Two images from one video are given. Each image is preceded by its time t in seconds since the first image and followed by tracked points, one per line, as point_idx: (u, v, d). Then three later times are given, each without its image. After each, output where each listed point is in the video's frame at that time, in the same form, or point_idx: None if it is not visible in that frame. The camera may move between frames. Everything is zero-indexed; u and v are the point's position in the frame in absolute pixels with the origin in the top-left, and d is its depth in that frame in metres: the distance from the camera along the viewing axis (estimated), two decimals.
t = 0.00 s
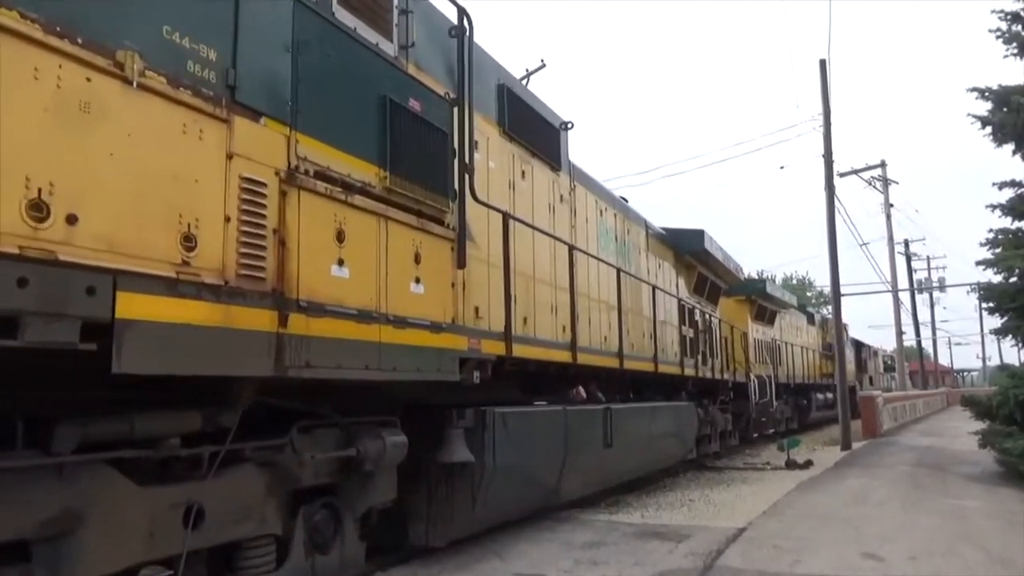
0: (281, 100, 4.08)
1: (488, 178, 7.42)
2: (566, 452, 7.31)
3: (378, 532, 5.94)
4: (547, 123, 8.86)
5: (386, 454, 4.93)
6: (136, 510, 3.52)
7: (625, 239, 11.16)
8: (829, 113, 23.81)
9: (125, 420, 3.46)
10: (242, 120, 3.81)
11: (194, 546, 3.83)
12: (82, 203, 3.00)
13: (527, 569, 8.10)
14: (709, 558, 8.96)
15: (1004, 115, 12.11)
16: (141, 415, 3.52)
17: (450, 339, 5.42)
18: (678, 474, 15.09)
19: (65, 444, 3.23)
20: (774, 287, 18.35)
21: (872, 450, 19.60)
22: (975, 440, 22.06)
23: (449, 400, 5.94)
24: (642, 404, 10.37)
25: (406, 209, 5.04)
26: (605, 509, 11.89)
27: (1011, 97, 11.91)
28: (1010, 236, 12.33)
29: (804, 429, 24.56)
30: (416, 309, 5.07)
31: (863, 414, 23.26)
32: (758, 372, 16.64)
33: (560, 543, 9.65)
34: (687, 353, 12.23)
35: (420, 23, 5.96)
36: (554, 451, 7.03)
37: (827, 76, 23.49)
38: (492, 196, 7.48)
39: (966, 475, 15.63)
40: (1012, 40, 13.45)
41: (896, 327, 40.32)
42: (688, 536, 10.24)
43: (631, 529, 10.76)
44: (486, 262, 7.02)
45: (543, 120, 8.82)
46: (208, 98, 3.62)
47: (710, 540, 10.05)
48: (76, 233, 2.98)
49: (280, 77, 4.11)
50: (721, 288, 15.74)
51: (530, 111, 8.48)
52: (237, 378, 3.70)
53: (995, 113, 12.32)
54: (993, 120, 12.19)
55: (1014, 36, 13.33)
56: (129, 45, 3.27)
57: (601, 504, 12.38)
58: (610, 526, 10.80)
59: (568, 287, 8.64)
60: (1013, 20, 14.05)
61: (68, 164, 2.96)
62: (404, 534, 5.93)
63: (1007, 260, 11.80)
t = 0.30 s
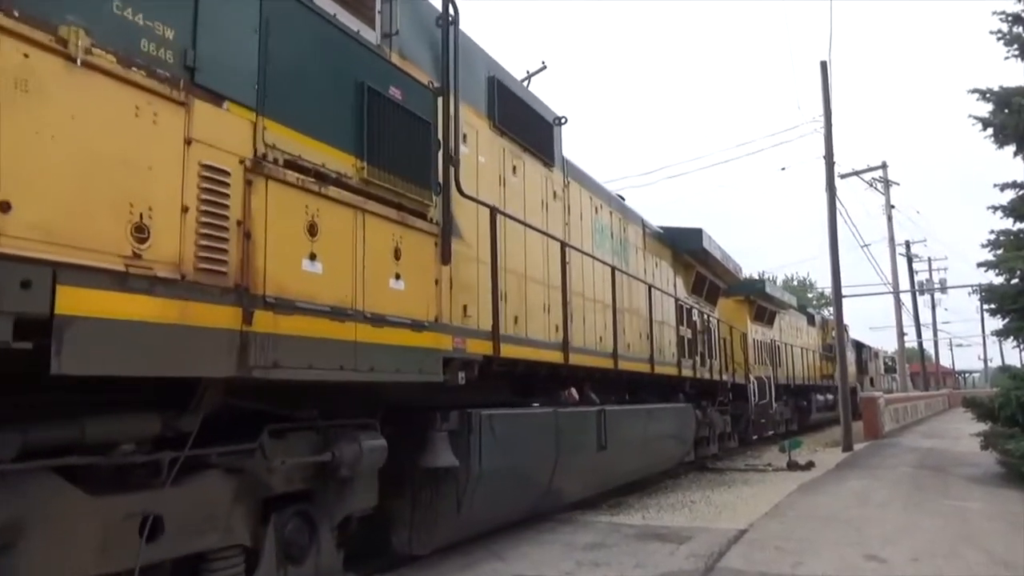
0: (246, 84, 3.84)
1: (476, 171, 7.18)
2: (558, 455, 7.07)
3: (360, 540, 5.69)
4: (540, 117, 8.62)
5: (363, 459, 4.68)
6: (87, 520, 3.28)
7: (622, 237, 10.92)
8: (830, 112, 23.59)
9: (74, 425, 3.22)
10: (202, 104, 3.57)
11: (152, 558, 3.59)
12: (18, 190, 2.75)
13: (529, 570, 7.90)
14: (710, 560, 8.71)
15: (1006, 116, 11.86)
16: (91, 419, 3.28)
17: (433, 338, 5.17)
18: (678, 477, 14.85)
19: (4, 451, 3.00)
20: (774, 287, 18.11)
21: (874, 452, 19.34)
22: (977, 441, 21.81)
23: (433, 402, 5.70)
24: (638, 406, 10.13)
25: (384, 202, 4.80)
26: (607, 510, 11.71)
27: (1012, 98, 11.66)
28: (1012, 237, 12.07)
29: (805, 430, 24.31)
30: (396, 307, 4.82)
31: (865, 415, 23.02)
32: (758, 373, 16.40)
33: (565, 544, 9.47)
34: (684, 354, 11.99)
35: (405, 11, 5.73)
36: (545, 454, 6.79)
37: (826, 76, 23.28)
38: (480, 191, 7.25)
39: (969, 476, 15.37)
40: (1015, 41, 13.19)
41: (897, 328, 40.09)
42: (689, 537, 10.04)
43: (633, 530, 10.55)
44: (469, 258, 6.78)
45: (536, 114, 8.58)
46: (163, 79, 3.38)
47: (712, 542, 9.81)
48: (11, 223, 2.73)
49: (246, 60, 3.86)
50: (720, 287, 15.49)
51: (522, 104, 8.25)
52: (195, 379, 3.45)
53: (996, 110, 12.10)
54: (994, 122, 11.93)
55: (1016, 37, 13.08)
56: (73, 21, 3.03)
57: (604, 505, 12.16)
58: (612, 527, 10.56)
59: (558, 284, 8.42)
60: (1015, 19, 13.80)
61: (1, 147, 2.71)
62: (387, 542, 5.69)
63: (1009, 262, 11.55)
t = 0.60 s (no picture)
0: (207, 64, 3.60)
1: (464, 164, 6.94)
2: (550, 457, 6.83)
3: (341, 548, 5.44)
4: (532, 109, 8.38)
5: (339, 463, 4.44)
6: (29, 532, 3.04)
7: (618, 233, 10.69)
8: (830, 110, 23.36)
9: (13, 433, 3.00)
10: (157, 84, 3.33)
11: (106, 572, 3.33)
12: None
13: (530, 570, 7.69)
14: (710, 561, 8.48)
15: (1008, 114, 11.62)
16: (34, 426, 3.06)
17: (415, 336, 4.93)
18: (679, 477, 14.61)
19: None
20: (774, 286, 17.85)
21: (876, 451, 19.09)
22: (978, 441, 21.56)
23: (417, 403, 5.45)
24: (634, 406, 9.88)
25: (361, 192, 4.55)
26: (609, 510, 11.50)
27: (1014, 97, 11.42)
28: (1013, 237, 11.84)
29: (806, 430, 24.05)
30: (374, 303, 4.58)
31: (867, 414, 22.76)
32: (757, 372, 16.15)
33: (569, 544, 9.29)
34: (682, 353, 11.74)
35: None
36: (536, 457, 6.55)
37: (827, 74, 23.02)
38: (469, 183, 7.00)
39: (971, 476, 15.12)
40: (1017, 40, 12.94)
41: (899, 327, 39.86)
42: (693, 536, 9.83)
43: (635, 530, 10.34)
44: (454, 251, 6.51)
45: (529, 106, 8.34)
46: (113, 56, 3.14)
47: (714, 543, 9.59)
48: None
49: (208, 39, 3.61)
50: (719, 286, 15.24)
51: (514, 96, 8.00)
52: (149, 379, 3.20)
53: (999, 107, 11.86)
54: (996, 121, 11.70)
55: (1017, 36, 12.84)
56: None
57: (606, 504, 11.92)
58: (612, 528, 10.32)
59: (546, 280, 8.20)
60: (1017, 18, 13.57)
61: None
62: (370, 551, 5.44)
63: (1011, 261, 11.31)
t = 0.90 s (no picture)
0: (161, 40, 3.35)
1: (450, 154, 6.70)
2: (540, 459, 6.59)
3: (319, 555, 5.19)
4: (524, 100, 8.12)
5: (310, 467, 4.19)
6: None
7: (613, 229, 10.44)
8: (830, 108, 23.11)
9: None
10: (102, 59, 3.08)
11: None
12: None
13: (530, 570, 7.51)
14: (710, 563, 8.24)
15: (1009, 114, 11.41)
16: None
17: (393, 333, 4.68)
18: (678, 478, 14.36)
19: None
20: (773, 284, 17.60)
21: (877, 450, 18.85)
22: (980, 440, 21.31)
23: (398, 403, 5.21)
24: (629, 406, 9.64)
25: (334, 180, 4.30)
26: (609, 509, 11.26)
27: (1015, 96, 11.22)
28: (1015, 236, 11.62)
29: (806, 429, 23.79)
30: (348, 298, 4.33)
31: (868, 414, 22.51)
32: (757, 371, 15.90)
33: (568, 543, 9.10)
34: (680, 351, 11.49)
35: None
36: (525, 458, 6.31)
37: (828, 71, 22.76)
38: (456, 175, 6.75)
39: (973, 475, 14.87)
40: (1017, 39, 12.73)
41: (901, 327, 39.63)
42: (693, 535, 9.61)
43: (635, 528, 10.12)
44: (439, 244, 6.26)
45: (520, 97, 8.09)
46: (52, 27, 2.88)
47: (714, 543, 9.33)
48: None
49: (162, 13, 3.36)
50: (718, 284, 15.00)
51: (504, 87, 7.75)
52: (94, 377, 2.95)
53: (999, 107, 11.54)
54: (997, 120, 11.49)
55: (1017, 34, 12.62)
56: None
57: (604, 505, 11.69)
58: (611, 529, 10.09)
59: (536, 276, 7.96)
60: (1017, 17, 13.37)
61: None
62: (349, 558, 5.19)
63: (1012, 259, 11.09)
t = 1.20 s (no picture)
0: (107, 11, 3.09)
1: (437, 144, 6.44)
2: (528, 460, 6.34)
3: (294, 563, 4.92)
4: (515, 90, 7.87)
5: (275, 471, 3.96)
6: None
7: (608, 224, 10.19)
8: (831, 105, 22.88)
9: None
10: (37, 27, 2.82)
11: None
12: None
13: (531, 569, 7.41)
14: (711, 562, 8.10)
15: (1012, 112, 11.21)
16: None
17: (368, 328, 4.43)
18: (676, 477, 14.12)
19: None
20: (773, 282, 17.35)
21: (879, 449, 18.59)
22: (982, 439, 21.04)
23: (376, 402, 4.96)
24: (625, 405, 9.39)
25: (303, 166, 4.05)
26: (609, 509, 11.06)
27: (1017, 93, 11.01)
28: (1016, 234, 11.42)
29: (807, 429, 23.53)
30: (319, 291, 4.08)
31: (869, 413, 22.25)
32: (756, 370, 15.65)
33: (568, 541, 9.06)
34: (677, 350, 11.25)
35: None
36: (513, 459, 6.06)
37: (829, 69, 22.55)
38: (443, 166, 6.50)
39: (974, 474, 14.63)
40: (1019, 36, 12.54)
41: (903, 326, 39.35)
42: (694, 534, 9.46)
43: (636, 528, 9.92)
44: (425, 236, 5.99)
45: (512, 87, 7.84)
46: None
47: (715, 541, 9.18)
48: None
49: None
50: (717, 282, 14.74)
51: (495, 76, 7.50)
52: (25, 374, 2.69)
53: (1001, 105, 11.61)
54: (999, 118, 11.28)
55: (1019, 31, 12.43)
56: None
57: (602, 504, 11.46)
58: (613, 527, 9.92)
59: (527, 270, 7.72)
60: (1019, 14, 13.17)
61: None
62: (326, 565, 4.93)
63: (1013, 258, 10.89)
